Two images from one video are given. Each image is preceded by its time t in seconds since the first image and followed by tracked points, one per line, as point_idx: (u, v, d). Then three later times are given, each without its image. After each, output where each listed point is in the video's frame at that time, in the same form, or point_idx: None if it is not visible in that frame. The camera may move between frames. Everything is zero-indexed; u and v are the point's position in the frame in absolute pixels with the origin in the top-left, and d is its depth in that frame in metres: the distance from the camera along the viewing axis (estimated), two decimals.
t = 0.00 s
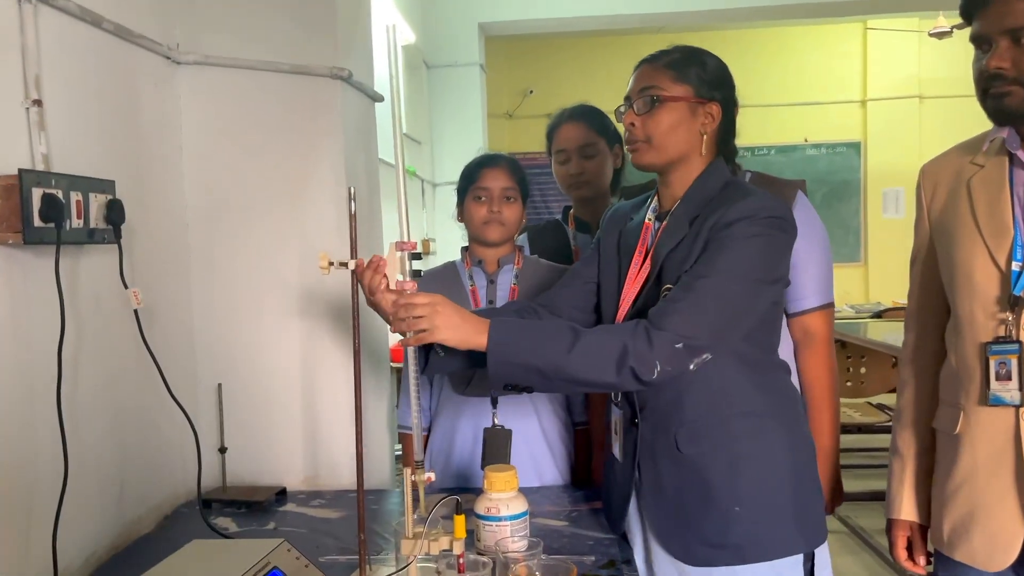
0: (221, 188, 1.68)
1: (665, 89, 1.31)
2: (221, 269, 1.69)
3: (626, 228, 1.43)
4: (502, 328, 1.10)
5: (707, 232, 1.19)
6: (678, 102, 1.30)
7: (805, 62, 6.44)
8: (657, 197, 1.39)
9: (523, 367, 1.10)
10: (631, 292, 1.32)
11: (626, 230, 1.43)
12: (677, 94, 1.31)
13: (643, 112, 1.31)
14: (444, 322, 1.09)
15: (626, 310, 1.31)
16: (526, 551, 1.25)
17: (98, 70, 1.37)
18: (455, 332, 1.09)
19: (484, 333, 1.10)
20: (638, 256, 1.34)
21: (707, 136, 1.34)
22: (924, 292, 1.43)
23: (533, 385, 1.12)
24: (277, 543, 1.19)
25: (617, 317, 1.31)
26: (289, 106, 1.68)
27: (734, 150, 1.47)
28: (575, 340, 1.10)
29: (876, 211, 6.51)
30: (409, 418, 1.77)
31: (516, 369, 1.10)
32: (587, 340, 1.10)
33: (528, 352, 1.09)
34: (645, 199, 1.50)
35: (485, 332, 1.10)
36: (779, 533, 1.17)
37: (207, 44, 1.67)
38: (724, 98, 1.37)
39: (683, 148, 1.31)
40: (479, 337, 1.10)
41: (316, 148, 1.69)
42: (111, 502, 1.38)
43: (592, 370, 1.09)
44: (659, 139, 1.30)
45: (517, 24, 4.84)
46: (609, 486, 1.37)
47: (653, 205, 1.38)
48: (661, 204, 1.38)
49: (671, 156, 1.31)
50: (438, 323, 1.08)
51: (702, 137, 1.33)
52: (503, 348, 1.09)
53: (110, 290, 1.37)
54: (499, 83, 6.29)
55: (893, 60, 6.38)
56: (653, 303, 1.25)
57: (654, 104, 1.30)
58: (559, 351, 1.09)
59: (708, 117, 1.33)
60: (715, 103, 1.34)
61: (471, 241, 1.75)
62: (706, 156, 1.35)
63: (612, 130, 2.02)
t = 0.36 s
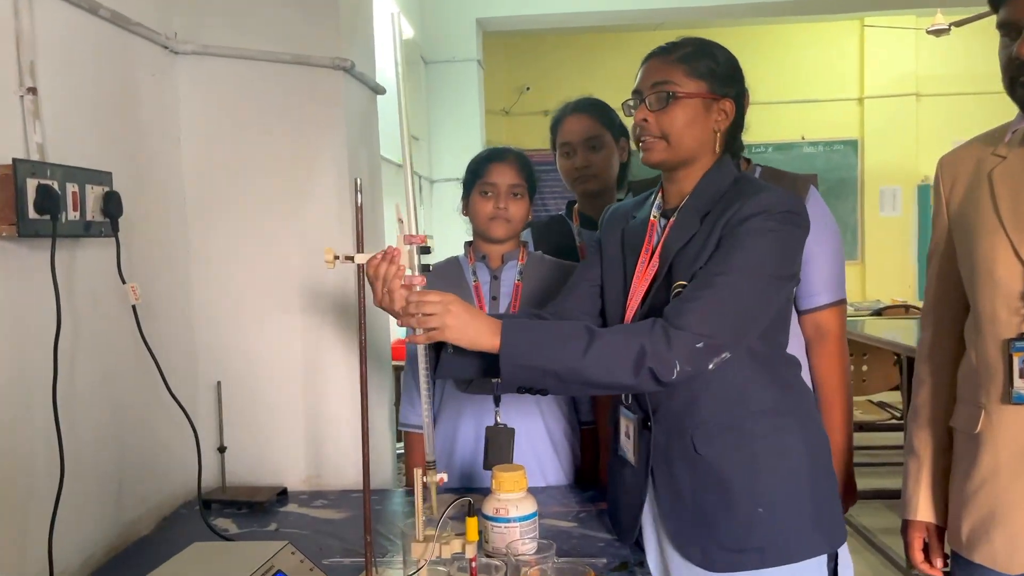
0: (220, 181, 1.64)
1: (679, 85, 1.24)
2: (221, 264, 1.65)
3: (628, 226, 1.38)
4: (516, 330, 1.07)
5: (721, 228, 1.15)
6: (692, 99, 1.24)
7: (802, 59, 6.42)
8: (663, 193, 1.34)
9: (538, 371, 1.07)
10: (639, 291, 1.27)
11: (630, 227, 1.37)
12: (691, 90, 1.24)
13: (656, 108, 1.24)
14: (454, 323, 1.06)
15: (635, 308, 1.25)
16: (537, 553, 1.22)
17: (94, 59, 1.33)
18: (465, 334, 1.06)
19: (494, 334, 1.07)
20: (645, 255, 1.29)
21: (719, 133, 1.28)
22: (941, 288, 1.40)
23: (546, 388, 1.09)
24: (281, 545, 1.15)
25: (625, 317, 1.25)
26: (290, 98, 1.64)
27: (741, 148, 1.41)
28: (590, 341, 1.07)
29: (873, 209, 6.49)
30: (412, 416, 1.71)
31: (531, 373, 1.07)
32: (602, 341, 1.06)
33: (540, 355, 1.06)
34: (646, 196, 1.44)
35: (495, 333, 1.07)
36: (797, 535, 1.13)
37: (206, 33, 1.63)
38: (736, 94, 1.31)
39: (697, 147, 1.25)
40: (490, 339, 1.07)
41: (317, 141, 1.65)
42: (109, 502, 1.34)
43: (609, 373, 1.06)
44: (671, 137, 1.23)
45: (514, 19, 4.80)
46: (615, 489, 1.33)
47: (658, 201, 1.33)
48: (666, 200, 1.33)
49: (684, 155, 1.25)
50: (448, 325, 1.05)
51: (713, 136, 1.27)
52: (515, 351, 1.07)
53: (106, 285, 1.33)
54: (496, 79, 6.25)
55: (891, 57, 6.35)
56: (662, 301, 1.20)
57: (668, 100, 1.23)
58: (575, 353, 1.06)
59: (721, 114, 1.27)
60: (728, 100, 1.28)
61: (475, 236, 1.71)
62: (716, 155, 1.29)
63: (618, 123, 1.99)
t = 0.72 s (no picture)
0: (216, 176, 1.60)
1: (692, 79, 1.20)
2: (216, 261, 1.61)
3: (637, 223, 1.35)
4: (530, 327, 1.05)
5: (738, 223, 1.12)
6: (705, 95, 1.20)
7: (795, 58, 6.41)
8: (673, 189, 1.31)
9: (554, 370, 1.04)
10: (650, 287, 1.24)
11: (638, 224, 1.35)
12: (704, 85, 1.20)
13: (668, 103, 1.20)
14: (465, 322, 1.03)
15: (649, 306, 1.22)
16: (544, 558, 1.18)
17: (86, 49, 1.29)
18: (478, 333, 1.03)
19: (508, 333, 1.05)
20: (656, 252, 1.26)
21: (731, 129, 1.25)
22: (954, 285, 1.38)
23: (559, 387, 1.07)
24: (282, 552, 1.11)
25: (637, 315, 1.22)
26: (288, 92, 1.61)
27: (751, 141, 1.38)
28: (609, 341, 1.04)
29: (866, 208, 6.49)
30: (413, 416, 1.68)
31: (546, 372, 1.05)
32: (618, 339, 1.03)
33: (553, 354, 1.04)
34: (654, 193, 1.41)
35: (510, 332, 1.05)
36: (812, 538, 1.10)
37: (201, 25, 1.58)
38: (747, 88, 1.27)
39: (709, 143, 1.22)
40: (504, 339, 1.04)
41: (315, 136, 1.61)
42: (102, 507, 1.30)
43: (627, 372, 1.03)
44: (684, 133, 1.20)
45: (507, 17, 4.77)
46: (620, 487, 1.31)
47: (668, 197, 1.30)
48: (676, 196, 1.30)
49: (696, 152, 1.22)
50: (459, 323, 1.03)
51: (726, 131, 1.24)
52: (530, 350, 1.04)
53: (99, 282, 1.29)
54: (488, 77, 6.21)
55: (884, 57, 6.35)
56: (676, 298, 1.17)
57: (681, 95, 1.20)
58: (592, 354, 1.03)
59: (733, 109, 1.24)
60: (741, 95, 1.25)
61: (478, 233, 1.66)
62: (727, 151, 1.26)
63: (621, 118, 1.95)
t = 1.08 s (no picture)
0: (211, 173, 1.57)
1: (695, 80, 1.16)
2: (210, 260, 1.58)
3: (648, 219, 1.32)
4: (599, 327, 1.02)
5: (773, 220, 1.11)
6: (711, 95, 1.16)
7: (793, 58, 6.40)
8: (686, 185, 1.28)
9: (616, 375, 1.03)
10: (666, 286, 1.22)
11: (648, 221, 1.32)
12: (709, 85, 1.16)
13: (674, 108, 1.17)
14: (535, 308, 0.99)
15: (666, 303, 1.19)
16: (545, 563, 1.16)
17: (77, 42, 1.26)
18: (546, 319, 1.00)
19: (573, 324, 1.03)
20: (671, 249, 1.24)
21: (741, 123, 1.22)
22: (960, 284, 1.35)
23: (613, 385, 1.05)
24: (278, 557, 1.08)
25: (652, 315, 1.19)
26: (283, 88, 1.58)
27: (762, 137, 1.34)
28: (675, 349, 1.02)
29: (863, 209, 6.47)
30: (410, 418, 1.65)
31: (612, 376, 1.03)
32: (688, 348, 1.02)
33: (621, 358, 1.02)
34: (663, 189, 1.38)
35: (576, 323, 1.03)
36: (818, 540, 1.08)
37: (195, 19, 1.56)
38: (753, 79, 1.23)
39: (720, 143, 1.19)
40: (568, 328, 1.02)
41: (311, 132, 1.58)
42: (92, 511, 1.27)
43: (688, 382, 1.02)
44: (695, 138, 1.17)
45: (504, 16, 4.74)
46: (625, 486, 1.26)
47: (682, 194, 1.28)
48: (690, 193, 1.28)
49: (709, 154, 1.19)
50: (530, 308, 0.99)
51: (735, 127, 1.21)
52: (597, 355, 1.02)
53: (89, 280, 1.26)
54: (485, 77, 6.19)
55: (881, 57, 6.34)
56: (702, 300, 1.14)
57: (687, 99, 1.16)
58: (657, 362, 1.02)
59: (740, 104, 1.20)
60: (746, 87, 1.21)
61: (475, 231, 1.62)
62: (740, 144, 1.23)
63: (621, 115, 1.92)
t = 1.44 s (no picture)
0: (206, 167, 1.54)
1: (691, 92, 1.10)
2: (203, 254, 1.55)
3: (665, 207, 1.29)
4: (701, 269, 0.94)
5: (815, 206, 1.08)
6: (714, 103, 1.10)
7: (803, 56, 6.33)
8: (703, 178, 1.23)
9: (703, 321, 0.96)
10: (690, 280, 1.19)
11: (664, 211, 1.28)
12: (709, 95, 1.09)
13: (678, 126, 1.11)
14: (639, 230, 0.92)
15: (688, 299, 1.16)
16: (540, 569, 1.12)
17: (61, 28, 1.22)
18: (650, 242, 0.93)
19: (677, 248, 0.95)
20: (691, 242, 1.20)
21: (751, 116, 1.15)
22: (971, 279, 1.30)
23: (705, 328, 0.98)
24: (263, 560, 1.05)
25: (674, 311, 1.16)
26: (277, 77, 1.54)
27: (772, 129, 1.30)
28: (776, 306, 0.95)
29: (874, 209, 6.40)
30: (404, 418, 1.63)
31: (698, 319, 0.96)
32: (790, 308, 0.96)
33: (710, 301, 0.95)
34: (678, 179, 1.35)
35: (679, 247, 0.95)
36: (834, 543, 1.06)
37: (187, 8, 1.52)
38: (754, 69, 1.15)
39: (735, 147, 1.13)
40: (674, 252, 0.95)
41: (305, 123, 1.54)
42: (77, 510, 1.24)
43: (782, 339, 0.95)
44: (709, 150, 1.12)
45: (512, 12, 4.69)
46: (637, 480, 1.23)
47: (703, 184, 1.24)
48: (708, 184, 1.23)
49: (726, 161, 1.14)
50: (635, 230, 0.91)
51: (746, 123, 1.14)
52: (694, 299, 0.95)
53: (72, 274, 1.23)
54: (493, 75, 6.15)
55: (894, 54, 6.26)
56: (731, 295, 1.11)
57: (689, 115, 1.10)
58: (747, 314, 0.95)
59: (745, 98, 1.13)
60: (748, 80, 1.13)
61: (470, 226, 1.59)
62: (755, 136, 1.17)
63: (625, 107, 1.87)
